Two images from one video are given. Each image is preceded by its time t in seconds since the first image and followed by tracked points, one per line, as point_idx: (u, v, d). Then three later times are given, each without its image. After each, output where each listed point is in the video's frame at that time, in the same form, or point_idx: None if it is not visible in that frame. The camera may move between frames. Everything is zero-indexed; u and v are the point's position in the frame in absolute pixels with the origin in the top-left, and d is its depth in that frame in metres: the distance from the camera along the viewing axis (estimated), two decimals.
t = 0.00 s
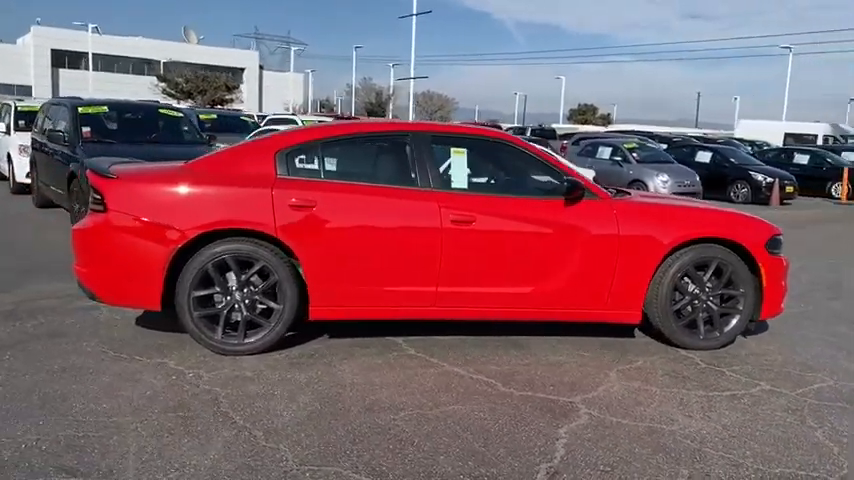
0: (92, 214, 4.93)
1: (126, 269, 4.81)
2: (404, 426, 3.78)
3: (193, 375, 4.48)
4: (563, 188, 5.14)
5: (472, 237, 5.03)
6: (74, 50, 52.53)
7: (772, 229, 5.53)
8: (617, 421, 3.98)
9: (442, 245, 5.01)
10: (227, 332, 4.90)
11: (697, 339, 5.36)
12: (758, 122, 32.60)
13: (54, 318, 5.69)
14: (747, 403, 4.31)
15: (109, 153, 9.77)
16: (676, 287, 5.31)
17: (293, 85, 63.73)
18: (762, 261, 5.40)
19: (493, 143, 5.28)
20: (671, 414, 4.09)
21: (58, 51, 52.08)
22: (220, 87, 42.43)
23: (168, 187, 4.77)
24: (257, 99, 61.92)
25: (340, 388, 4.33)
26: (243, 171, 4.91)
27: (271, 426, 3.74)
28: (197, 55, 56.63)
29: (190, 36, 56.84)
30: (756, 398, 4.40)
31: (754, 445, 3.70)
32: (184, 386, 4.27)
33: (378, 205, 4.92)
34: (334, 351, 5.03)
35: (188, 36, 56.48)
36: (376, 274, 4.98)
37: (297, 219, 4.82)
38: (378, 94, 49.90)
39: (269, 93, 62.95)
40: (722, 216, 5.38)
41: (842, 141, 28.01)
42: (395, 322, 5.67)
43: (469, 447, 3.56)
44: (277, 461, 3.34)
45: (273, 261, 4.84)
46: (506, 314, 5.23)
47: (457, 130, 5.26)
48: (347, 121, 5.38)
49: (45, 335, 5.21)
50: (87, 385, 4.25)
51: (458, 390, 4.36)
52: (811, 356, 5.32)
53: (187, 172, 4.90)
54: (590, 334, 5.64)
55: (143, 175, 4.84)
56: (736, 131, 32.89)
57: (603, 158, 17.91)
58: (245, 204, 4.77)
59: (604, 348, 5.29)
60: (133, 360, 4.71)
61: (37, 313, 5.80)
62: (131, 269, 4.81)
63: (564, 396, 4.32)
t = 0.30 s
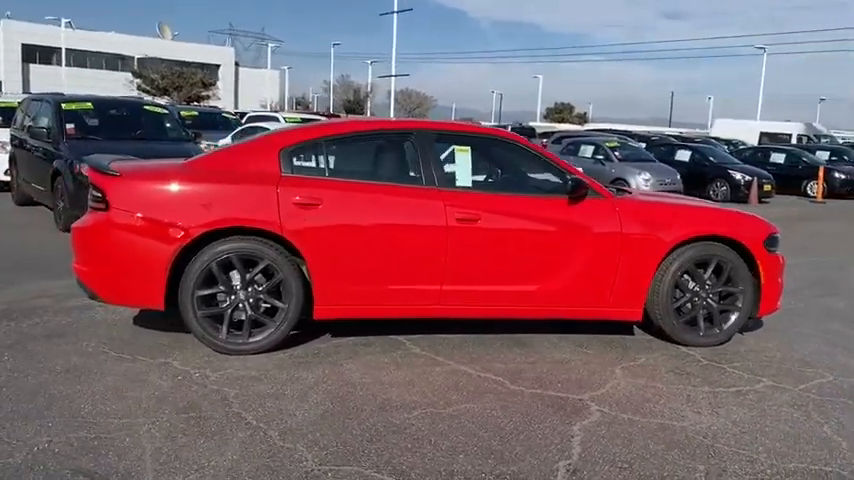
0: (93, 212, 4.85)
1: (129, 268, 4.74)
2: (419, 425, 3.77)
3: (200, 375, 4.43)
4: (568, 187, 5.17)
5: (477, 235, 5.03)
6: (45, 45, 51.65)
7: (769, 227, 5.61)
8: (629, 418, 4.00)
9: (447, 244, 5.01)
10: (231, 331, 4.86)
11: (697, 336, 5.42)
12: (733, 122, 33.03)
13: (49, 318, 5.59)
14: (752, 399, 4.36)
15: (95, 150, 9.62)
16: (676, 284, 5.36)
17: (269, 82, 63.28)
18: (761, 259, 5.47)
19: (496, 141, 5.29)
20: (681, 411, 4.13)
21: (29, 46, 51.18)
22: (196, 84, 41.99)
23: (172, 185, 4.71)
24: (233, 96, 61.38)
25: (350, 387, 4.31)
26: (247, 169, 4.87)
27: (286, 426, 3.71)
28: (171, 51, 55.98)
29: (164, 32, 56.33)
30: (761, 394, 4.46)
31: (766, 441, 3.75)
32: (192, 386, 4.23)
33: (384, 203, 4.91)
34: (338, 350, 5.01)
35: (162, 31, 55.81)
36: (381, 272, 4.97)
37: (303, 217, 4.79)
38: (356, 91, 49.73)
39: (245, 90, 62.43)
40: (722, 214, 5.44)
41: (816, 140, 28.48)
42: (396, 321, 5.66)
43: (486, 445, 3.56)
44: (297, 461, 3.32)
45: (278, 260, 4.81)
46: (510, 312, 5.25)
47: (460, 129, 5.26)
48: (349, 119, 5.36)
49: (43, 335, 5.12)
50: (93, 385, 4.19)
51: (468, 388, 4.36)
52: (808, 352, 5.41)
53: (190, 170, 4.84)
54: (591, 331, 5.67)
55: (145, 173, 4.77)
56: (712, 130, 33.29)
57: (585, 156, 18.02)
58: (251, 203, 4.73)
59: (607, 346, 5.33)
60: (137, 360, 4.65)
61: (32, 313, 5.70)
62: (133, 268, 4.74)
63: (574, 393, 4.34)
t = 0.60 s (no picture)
0: (94, 209, 4.73)
1: (132, 266, 4.62)
2: (441, 423, 3.71)
3: (209, 375, 4.32)
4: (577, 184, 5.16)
5: (486, 231, 4.98)
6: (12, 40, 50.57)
7: (771, 222, 5.64)
8: (649, 414, 3.99)
9: (456, 240, 4.96)
10: (237, 330, 4.75)
11: (703, 331, 5.43)
12: (706, 120, 33.45)
13: (44, 317, 5.43)
14: (766, 393, 4.38)
15: (78, 147, 9.40)
16: (682, 280, 5.36)
17: (241, 79, 62.67)
18: (764, 254, 5.50)
19: (503, 137, 5.25)
20: (698, 406, 4.13)
21: None
22: (168, 80, 41.41)
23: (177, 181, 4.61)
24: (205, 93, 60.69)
25: (364, 386, 4.24)
26: (253, 164, 4.77)
27: (306, 426, 3.63)
28: (142, 47, 55.16)
29: (135, 28, 55.50)
30: (773, 388, 4.48)
31: (786, 435, 3.76)
32: (202, 386, 4.12)
33: (392, 199, 4.84)
34: (346, 348, 4.93)
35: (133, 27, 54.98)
36: (390, 269, 4.90)
37: (311, 213, 4.70)
38: (331, 90, 49.47)
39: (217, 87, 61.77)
40: (726, 209, 5.46)
41: (787, 139, 28.95)
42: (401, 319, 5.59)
43: (512, 443, 3.52)
44: (323, 462, 3.24)
45: (286, 257, 4.72)
46: (518, 309, 5.21)
47: (467, 125, 5.21)
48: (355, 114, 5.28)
49: (40, 335, 4.97)
50: (101, 386, 4.06)
51: (483, 385, 4.31)
52: (811, 346, 5.45)
53: (195, 166, 4.74)
54: (596, 327, 5.66)
55: (149, 169, 4.66)
56: (686, 129, 33.67)
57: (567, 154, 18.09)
58: (258, 199, 4.63)
59: (614, 341, 5.32)
60: (141, 360, 4.53)
61: (26, 313, 5.53)
62: (137, 266, 4.62)
63: (589, 390, 4.32)
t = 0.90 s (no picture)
0: (96, 213, 4.55)
1: (138, 271, 4.45)
2: (471, 433, 3.62)
3: (222, 384, 4.18)
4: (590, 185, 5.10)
5: (500, 233, 4.90)
6: None
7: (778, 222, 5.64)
8: (676, 418, 3.94)
9: (470, 243, 4.87)
10: (247, 337, 4.61)
11: (712, 332, 5.42)
12: (678, 119, 33.83)
13: (40, 326, 5.24)
14: (787, 395, 4.36)
15: (59, 147, 9.13)
16: (693, 281, 5.34)
17: (210, 77, 61.90)
18: (773, 254, 5.49)
19: (515, 137, 5.16)
20: (723, 410, 4.09)
21: None
22: (137, 78, 40.71)
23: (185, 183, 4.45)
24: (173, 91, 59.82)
25: (384, 394, 4.13)
26: (263, 166, 4.63)
27: (333, 437, 3.52)
28: (108, 44, 54.16)
29: (101, 25, 54.47)
30: (792, 390, 4.47)
31: (816, 438, 3.74)
32: (218, 397, 3.98)
33: (406, 201, 4.73)
34: (359, 354, 4.82)
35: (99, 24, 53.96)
36: (403, 272, 4.79)
37: (323, 216, 4.58)
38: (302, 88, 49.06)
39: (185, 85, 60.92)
40: (735, 210, 5.45)
41: (758, 137, 29.39)
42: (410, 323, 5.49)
43: (547, 452, 3.44)
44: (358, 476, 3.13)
45: (298, 261, 4.59)
46: (530, 312, 5.14)
47: (479, 123, 5.11)
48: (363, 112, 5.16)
49: (39, 345, 4.78)
50: (112, 398, 3.90)
51: (505, 391, 4.24)
52: (820, 346, 5.46)
53: (203, 168, 4.58)
54: (605, 329, 5.62)
55: (155, 171, 4.49)
56: (659, 127, 34.02)
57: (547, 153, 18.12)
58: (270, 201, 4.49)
59: (626, 344, 5.28)
60: (150, 370, 4.37)
61: (20, 322, 5.33)
62: (144, 272, 4.46)
63: (611, 394, 4.27)
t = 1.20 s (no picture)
0: (102, 213, 4.39)
1: (148, 274, 4.31)
2: (504, 434, 3.57)
3: (240, 389, 4.07)
4: (602, 182, 5.08)
5: (514, 231, 4.86)
6: None
7: (781, 217, 5.69)
8: (703, 415, 3.93)
9: (485, 241, 4.81)
10: (261, 340, 4.50)
11: (721, 328, 5.44)
12: (648, 117, 34.22)
13: (39, 331, 5.05)
14: (805, 390, 4.39)
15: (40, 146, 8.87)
16: (702, 278, 5.35)
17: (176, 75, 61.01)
18: (778, 250, 5.54)
19: (526, 135, 5.12)
20: (747, 406, 4.10)
21: None
22: (102, 76, 39.93)
23: (197, 183, 4.32)
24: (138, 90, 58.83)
25: (407, 396, 4.05)
26: (275, 165, 4.52)
27: (365, 441, 3.43)
28: (70, 41, 53.05)
29: (62, 22, 53.32)
30: (810, 384, 4.49)
31: (844, 433, 3.75)
32: (239, 402, 3.87)
33: (421, 200, 4.66)
34: (373, 356, 4.73)
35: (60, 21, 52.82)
36: (417, 272, 4.72)
37: (338, 215, 4.48)
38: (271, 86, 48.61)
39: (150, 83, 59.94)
40: (742, 206, 5.48)
41: (727, 135, 29.86)
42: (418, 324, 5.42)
43: (584, 452, 3.40)
44: None
45: (312, 262, 4.48)
46: (543, 310, 5.11)
47: (490, 120, 5.06)
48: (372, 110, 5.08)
49: (41, 351, 4.61)
50: (129, 405, 3.77)
51: (529, 391, 4.19)
52: (825, 340, 5.52)
53: (214, 167, 4.45)
54: (614, 327, 5.61)
55: (165, 170, 4.35)
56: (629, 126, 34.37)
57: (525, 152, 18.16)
58: (284, 201, 4.38)
59: (637, 341, 5.28)
60: (162, 375, 4.23)
61: (16, 327, 5.14)
62: (155, 275, 4.31)
63: (634, 392, 4.25)
